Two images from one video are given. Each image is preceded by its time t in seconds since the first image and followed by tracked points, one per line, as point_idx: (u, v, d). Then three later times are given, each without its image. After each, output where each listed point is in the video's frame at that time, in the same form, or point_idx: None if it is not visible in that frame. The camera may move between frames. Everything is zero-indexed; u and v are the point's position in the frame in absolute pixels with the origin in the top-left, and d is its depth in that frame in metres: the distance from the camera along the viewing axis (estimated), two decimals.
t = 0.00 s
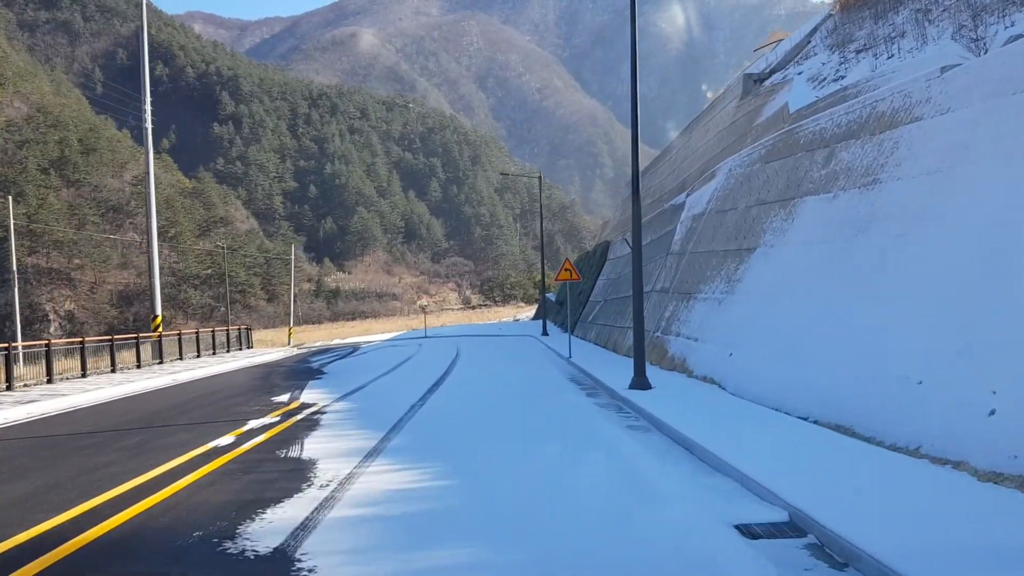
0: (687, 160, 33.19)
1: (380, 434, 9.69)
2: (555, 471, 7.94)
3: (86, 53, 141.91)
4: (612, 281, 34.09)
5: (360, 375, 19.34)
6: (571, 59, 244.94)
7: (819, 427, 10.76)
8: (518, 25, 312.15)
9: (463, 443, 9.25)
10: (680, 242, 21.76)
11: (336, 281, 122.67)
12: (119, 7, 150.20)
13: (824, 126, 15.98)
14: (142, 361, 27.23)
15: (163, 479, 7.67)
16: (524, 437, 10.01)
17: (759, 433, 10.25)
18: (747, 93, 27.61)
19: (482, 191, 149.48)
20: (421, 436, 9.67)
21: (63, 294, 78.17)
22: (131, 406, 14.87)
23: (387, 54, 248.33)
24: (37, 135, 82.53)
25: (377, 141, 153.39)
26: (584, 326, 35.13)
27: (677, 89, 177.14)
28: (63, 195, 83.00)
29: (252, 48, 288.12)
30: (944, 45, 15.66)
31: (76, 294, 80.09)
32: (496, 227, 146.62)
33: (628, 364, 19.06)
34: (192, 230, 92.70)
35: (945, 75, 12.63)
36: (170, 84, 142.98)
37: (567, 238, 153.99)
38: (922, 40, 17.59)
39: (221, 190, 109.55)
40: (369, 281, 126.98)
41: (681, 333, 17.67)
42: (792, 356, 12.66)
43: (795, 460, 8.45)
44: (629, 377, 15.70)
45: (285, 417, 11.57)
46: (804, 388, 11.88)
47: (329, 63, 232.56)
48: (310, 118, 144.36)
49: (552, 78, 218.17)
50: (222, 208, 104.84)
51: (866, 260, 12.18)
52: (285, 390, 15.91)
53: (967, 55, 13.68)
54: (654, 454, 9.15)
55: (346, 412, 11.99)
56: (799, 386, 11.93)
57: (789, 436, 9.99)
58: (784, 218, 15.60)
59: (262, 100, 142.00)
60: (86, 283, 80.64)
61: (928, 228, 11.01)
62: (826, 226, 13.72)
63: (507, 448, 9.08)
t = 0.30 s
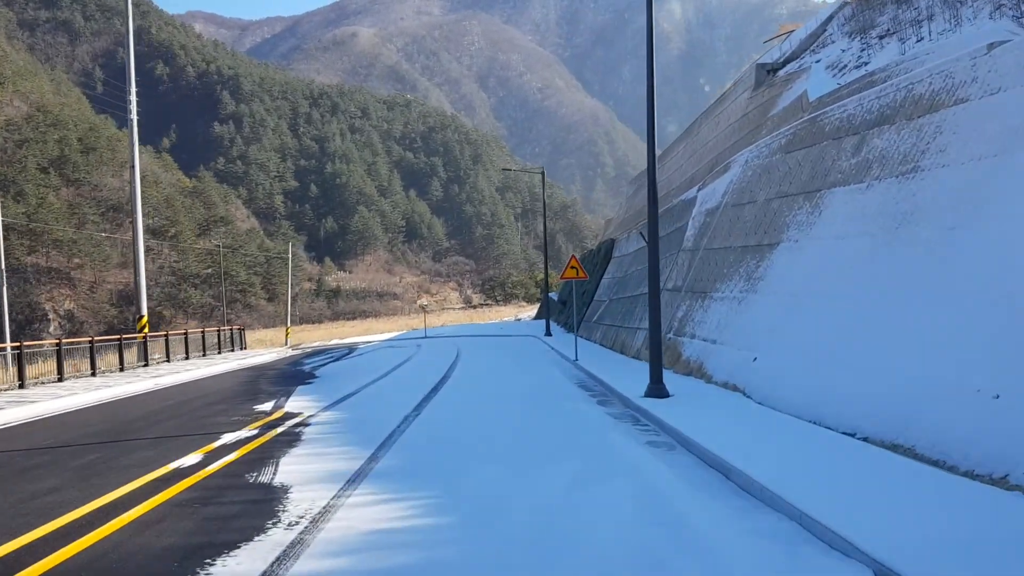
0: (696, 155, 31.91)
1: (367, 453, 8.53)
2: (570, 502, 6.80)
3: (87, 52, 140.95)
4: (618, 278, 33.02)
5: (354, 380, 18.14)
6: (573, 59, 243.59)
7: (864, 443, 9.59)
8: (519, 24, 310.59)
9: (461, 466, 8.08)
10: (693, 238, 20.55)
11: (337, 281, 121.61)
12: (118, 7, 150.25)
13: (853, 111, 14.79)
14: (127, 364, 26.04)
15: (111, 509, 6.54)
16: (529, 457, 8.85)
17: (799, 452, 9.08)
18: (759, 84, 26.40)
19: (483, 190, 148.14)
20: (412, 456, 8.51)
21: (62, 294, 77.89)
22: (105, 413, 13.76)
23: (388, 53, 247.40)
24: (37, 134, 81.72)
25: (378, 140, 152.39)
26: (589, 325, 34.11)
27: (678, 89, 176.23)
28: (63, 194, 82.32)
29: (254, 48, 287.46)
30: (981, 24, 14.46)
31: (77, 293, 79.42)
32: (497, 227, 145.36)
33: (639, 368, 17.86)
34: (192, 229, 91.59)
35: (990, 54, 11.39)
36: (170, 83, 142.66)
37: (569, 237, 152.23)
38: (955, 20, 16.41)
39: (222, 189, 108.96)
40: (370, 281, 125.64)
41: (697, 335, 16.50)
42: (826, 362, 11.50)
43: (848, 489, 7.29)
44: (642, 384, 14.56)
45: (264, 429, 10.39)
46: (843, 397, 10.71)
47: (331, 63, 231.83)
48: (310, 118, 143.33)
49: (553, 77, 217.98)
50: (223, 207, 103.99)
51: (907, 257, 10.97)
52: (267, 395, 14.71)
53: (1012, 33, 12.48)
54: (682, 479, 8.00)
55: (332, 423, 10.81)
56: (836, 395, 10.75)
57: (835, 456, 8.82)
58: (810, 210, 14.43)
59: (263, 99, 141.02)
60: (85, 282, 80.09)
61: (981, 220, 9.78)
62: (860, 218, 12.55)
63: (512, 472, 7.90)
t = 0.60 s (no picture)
0: (705, 150, 30.63)
1: (348, 477, 7.43)
2: (580, 544, 5.71)
3: (86, 50, 139.21)
4: (623, 277, 31.91)
5: (346, 384, 17.00)
6: (574, 58, 242.14)
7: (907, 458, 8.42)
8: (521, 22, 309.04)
9: (451, 494, 6.95)
10: (705, 234, 19.37)
11: (337, 280, 120.44)
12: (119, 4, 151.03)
13: (887, 94, 13.61)
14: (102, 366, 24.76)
15: (33, 550, 5.47)
16: (528, 481, 7.71)
17: (842, 467, 7.94)
18: (773, 74, 25.19)
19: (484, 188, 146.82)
20: (401, 479, 7.40)
21: (60, 292, 76.49)
22: (71, 421, 12.66)
23: (389, 51, 246.26)
24: (35, 133, 81.13)
25: (379, 139, 151.25)
26: (594, 325, 33.05)
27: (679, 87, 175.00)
28: (61, 193, 81.08)
29: (255, 46, 286.24)
30: None
31: (76, 292, 78.30)
32: (498, 225, 143.96)
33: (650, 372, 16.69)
34: (191, 228, 90.45)
35: None
36: (171, 81, 142.46)
37: (570, 236, 150.35)
38: None
39: (222, 187, 108.24)
40: (370, 280, 124.09)
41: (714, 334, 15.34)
42: (860, 362, 10.37)
43: (907, 516, 6.15)
44: (656, 388, 13.41)
45: (236, 444, 9.27)
46: (880, 407, 9.56)
47: (332, 61, 230.64)
48: (311, 116, 141.91)
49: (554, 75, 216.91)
50: (223, 205, 102.90)
51: (956, 249, 9.77)
52: (247, 403, 13.56)
53: None
54: (708, 508, 6.88)
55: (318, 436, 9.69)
56: (871, 400, 9.62)
57: (880, 472, 7.71)
58: (840, 201, 13.27)
59: (262, 97, 138.84)
60: (84, 281, 79.05)
61: None
62: (895, 206, 11.41)
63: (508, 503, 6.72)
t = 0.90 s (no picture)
0: (715, 143, 29.43)
1: (324, 509, 6.23)
2: None
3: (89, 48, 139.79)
4: (631, 275, 30.75)
5: (338, 388, 15.82)
6: (577, 56, 240.94)
7: (973, 480, 7.25)
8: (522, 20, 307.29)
9: (443, 536, 5.72)
10: (722, 228, 18.12)
11: (338, 278, 119.32)
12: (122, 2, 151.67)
13: (929, 73, 12.36)
14: (80, 367, 23.55)
15: None
16: (533, 505, 6.62)
17: (906, 492, 6.75)
18: (789, 63, 23.96)
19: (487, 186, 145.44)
20: (388, 513, 6.23)
21: (62, 290, 75.73)
22: (31, 431, 11.43)
23: (392, 50, 244.87)
24: (36, 130, 80.36)
25: (381, 137, 150.17)
26: (599, 325, 31.89)
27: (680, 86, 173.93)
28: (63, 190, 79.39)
29: (256, 45, 284.71)
30: None
31: (76, 290, 76.68)
32: (501, 223, 142.67)
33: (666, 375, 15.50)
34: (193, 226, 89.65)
35: None
36: (173, 80, 141.47)
37: (573, 234, 149.91)
38: None
39: (223, 185, 107.15)
40: (372, 278, 122.76)
41: (735, 336, 14.19)
42: (908, 365, 9.18)
43: (1008, 562, 4.93)
44: (676, 396, 12.24)
45: (202, 464, 8.08)
46: (937, 421, 8.28)
47: (334, 59, 229.39)
48: (313, 113, 140.30)
49: (557, 73, 215.32)
50: (224, 203, 101.83)
51: None
52: (226, 410, 12.33)
53: None
54: (767, 552, 5.59)
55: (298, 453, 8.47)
56: (924, 413, 8.39)
57: (954, 500, 6.50)
58: (878, 189, 12.09)
59: (265, 95, 137.22)
60: (85, 278, 77.08)
61: None
62: (945, 193, 10.18)
63: (518, 549, 5.48)
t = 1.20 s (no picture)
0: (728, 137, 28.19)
1: (285, 558, 5.00)
2: None
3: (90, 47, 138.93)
4: (640, 272, 29.55)
5: (329, 395, 14.62)
6: (580, 56, 239.89)
7: None
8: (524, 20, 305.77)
9: None
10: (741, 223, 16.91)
11: (340, 277, 118.10)
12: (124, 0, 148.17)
13: (979, 47, 11.07)
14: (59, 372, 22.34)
15: None
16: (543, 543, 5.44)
17: (1002, 527, 5.51)
18: (808, 49, 22.71)
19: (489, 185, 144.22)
20: (365, 559, 5.05)
21: (63, 290, 74.47)
22: None
23: (394, 49, 243.78)
24: (37, 129, 78.68)
25: (383, 136, 149.22)
26: (606, 325, 30.73)
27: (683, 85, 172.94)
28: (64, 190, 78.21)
29: (258, 45, 283.61)
30: None
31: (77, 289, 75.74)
32: (503, 223, 141.42)
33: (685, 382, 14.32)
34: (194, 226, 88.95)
35: None
36: (174, 79, 140.41)
37: (575, 233, 148.58)
38: None
39: (224, 185, 106.08)
40: (374, 278, 121.59)
41: (759, 338, 12.98)
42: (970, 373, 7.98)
43: None
44: (702, 405, 11.03)
45: (156, 490, 6.88)
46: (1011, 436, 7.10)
47: (336, 59, 228.44)
48: (315, 112, 139.21)
49: (560, 73, 214.24)
50: (226, 203, 100.90)
51: None
52: (203, 421, 11.16)
53: None
54: None
55: (272, 478, 7.28)
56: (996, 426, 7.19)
57: None
58: (922, 176, 10.88)
59: (267, 94, 136.03)
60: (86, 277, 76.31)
61: None
62: (1005, 175, 8.94)
63: None
